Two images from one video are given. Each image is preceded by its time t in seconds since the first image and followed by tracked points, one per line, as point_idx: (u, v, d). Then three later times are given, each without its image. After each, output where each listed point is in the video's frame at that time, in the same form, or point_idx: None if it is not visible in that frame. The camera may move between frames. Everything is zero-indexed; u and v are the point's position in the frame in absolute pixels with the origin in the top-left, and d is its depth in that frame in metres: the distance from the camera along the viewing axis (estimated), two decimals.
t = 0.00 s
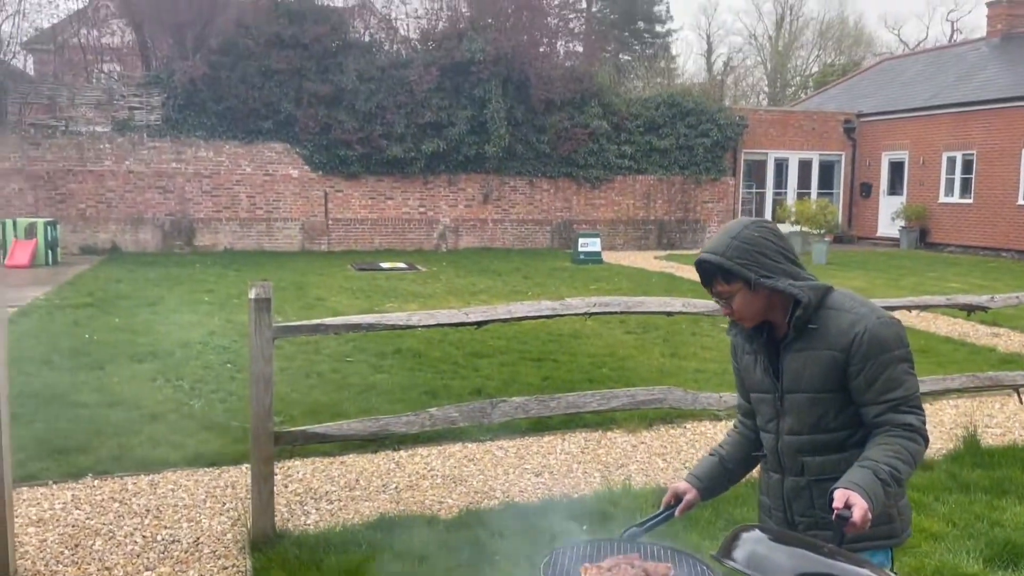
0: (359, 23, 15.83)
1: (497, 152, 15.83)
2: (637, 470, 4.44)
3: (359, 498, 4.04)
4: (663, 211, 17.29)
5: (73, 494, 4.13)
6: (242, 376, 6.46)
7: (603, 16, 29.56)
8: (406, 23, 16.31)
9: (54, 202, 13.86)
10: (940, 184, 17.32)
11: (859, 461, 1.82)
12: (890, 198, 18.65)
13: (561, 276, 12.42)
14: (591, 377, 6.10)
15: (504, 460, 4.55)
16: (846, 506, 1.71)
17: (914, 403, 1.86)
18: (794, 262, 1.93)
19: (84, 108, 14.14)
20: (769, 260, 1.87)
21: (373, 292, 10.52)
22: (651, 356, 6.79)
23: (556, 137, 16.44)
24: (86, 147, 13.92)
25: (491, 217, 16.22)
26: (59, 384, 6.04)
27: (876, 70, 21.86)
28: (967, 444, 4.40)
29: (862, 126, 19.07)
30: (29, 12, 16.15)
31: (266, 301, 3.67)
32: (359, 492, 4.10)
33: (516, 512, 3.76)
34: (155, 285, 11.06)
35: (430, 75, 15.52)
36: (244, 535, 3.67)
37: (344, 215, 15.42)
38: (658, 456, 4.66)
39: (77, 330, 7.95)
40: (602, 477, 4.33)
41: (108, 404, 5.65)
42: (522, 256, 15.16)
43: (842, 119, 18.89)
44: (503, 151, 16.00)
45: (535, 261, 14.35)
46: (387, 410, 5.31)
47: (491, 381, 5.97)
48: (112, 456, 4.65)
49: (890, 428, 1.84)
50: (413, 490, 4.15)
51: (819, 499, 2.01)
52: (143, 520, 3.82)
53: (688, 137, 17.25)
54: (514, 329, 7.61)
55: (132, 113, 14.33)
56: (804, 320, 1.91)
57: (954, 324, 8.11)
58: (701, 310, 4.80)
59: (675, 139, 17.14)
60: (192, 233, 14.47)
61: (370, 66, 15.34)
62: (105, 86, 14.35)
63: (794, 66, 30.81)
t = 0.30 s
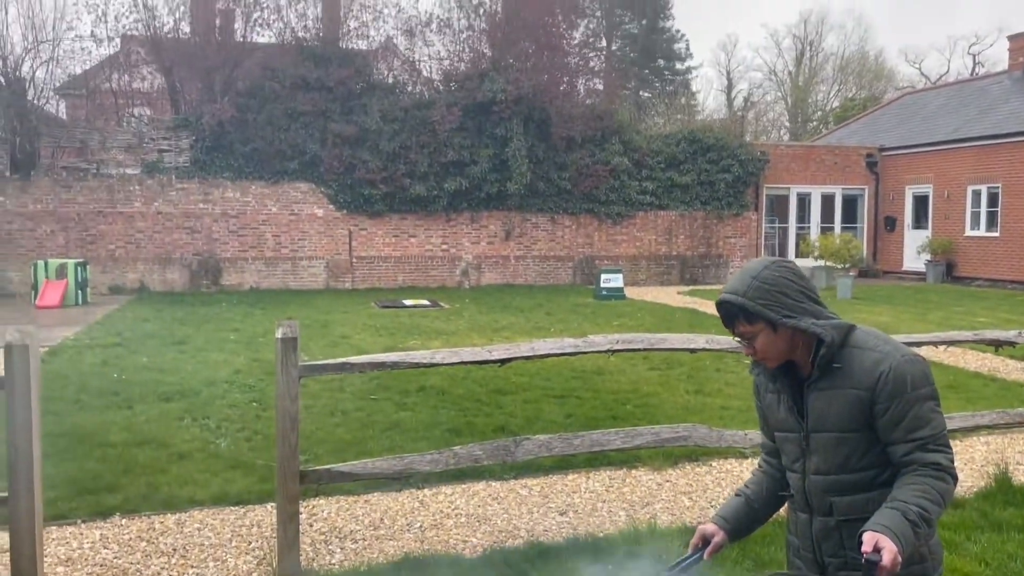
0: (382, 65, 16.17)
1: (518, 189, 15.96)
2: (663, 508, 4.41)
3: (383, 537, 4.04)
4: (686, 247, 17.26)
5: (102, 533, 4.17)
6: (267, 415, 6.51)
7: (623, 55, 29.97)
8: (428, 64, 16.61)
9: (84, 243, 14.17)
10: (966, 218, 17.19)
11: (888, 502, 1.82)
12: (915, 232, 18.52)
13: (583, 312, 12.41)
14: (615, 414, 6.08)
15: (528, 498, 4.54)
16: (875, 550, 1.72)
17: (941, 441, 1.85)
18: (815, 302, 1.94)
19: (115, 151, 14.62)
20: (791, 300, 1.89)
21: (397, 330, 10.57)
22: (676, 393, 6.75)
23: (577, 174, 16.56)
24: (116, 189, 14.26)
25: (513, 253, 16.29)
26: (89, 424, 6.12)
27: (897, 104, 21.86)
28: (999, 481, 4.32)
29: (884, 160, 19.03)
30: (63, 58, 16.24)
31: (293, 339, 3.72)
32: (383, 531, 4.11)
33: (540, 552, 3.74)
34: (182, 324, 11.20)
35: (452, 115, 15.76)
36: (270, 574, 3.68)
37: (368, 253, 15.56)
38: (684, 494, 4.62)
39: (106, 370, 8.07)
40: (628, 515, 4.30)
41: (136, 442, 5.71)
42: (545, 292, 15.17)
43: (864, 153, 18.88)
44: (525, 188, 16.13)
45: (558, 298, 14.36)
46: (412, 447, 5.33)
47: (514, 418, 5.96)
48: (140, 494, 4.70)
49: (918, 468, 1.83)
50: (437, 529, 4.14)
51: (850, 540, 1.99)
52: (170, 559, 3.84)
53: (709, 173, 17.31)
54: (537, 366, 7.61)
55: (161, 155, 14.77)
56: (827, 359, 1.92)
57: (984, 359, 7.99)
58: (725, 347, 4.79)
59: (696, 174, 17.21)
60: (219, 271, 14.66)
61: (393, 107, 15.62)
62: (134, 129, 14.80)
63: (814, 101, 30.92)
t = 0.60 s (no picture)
0: (411, 101, 16.38)
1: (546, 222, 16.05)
2: (697, 545, 4.36)
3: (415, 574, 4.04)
4: (715, 277, 17.17)
5: (137, 569, 4.22)
6: (299, 449, 6.56)
7: (649, 87, 30.19)
8: (456, 100, 16.91)
9: (121, 278, 14.48)
10: (1001, 247, 16.94)
11: (931, 542, 1.81)
12: (949, 261, 18.27)
13: (612, 344, 12.37)
14: (647, 449, 6.04)
15: (560, 535, 4.51)
16: None
17: (983, 481, 1.83)
18: (850, 340, 1.95)
19: (151, 189, 15.02)
20: (825, 338, 1.91)
21: (426, 362, 10.60)
22: (708, 427, 6.69)
23: (604, 206, 16.60)
24: (152, 225, 14.57)
25: (541, 285, 16.33)
26: (125, 459, 6.20)
27: (928, 133, 21.68)
28: None
29: (915, 190, 18.84)
30: (101, 100, 16.94)
31: (326, 376, 3.77)
32: (415, 568, 4.11)
33: None
34: (215, 358, 11.36)
35: (480, 149, 15.91)
36: None
37: (397, 286, 15.69)
38: (718, 531, 4.56)
39: (142, 405, 8.20)
40: (661, 552, 4.25)
41: (171, 477, 5.78)
42: (573, 324, 15.16)
43: (895, 182, 18.70)
44: (552, 221, 16.22)
45: (586, 329, 14.35)
46: (443, 481, 5.33)
47: (545, 453, 5.95)
48: (174, 530, 4.75)
49: (961, 507, 1.82)
50: (468, 565, 4.13)
51: None
52: None
53: (738, 203, 17.24)
54: (567, 399, 7.59)
55: (196, 193, 15.13)
56: (864, 397, 1.91)
57: None
58: (757, 381, 4.74)
59: (724, 206, 17.16)
60: (251, 306, 14.89)
61: (422, 143, 15.87)
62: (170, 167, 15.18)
63: (843, 130, 30.82)
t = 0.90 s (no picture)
0: (445, 133, 16.64)
1: (579, 251, 16.07)
2: None
3: None
4: (752, 305, 16.99)
5: None
6: (336, 481, 6.60)
7: (681, 116, 30.26)
8: (490, 132, 17.02)
9: (161, 310, 14.80)
10: None
11: None
12: (993, 288, 17.87)
13: (649, 374, 12.26)
14: (687, 481, 5.96)
15: (599, 570, 4.46)
16: None
17: None
18: (893, 374, 1.93)
19: (191, 223, 15.29)
20: (867, 372, 1.89)
21: (462, 393, 10.59)
22: (748, 459, 6.59)
23: (639, 235, 16.57)
24: (192, 258, 14.91)
25: (575, 314, 16.30)
26: (166, 490, 6.29)
27: (969, 157, 21.34)
28: None
29: (956, 216, 18.52)
30: (143, 135, 17.59)
31: (365, 409, 3.80)
32: None
33: None
34: (253, 389, 11.50)
35: (514, 180, 16.04)
36: None
37: (432, 316, 15.78)
38: (762, 567, 4.47)
39: (181, 436, 8.32)
40: None
41: (211, 509, 5.85)
42: (608, 353, 15.08)
43: (935, 209, 18.43)
44: (586, 250, 16.23)
45: (621, 359, 14.27)
46: (481, 514, 5.31)
47: (582, 485, 5.91)
48: (215, 561, 4.79)
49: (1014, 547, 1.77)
50: None
51: None
52: None
53: (774, 231, 17.14)
54: (605, 431, 7.53)
55: (234, 226, 15.39)
56: (909, 433, 1.88)
57: None
58: (799, 413, 4.67)
59: (759, 233, 17.07)
60: (287, 336, 15.07)
61: (455, 174, 16.05)
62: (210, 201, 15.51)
63: (880, 156, 30.50)
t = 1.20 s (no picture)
0: (483, 159, 16.90)
1: (618, 276, 16.03)
2: None
3: None
4: (795, 330, 16.73)
5: None
6: (377, 507, 6.62)
7: (720, 139, 30.03)
8: (528, 158, 17.22)
9: (206, 337, 15.08)
10: None
11: None
12: None
13: (691, 400, 12.11)
14: (733, 510, 5.87)
15: None
16: None
17: None
18: (944, 403, 1.89)
19: (234, 251, 15.60)
20: (915, 403, 1.86)
21: (502, 419, 10.56)
22: (795, 488, 6.48)
23: (678, 260, 16.47)
24: (236, 285, 15.20)
25: (615, 339, 16.20)
26: (211, 516, 6.37)
27: (1017, 178, 20.87)
28: None
29: (1006, 237, 18.10)
30: (189, 165, 18.22)
31: (408, 436, 3.82)
32: None
33: None
34: (295, 415, 11.61)
35: (552, 205, 16.13)
36: None
37: (471, 342, 15.82)
38: None
39: (225, 462, 8.44)
40: None
41: (254, 535, 5.91)
42: (649, 379, 14.93)
43: (983, 230, 18.02)
44: (625, 274, 16.17)
45: (662, 385, 14.12)
46: (523, 542, 5.29)
47: (625, 514, 5.85)
48: None
49: None
50: None
51: None
52: None
53: (817, 255, 16.91)
54: (647, 459, 7.45)
55: (276, 253, 15.61)
56: (962, 465, 1.84)
57: None
58: (848, 442, 4.59)
59: (802, 257, 16.86)
60: (328, 363, 15.24)
61: (494, 200, 16.15)
62: (253, 229, 15.75)
63: (925, 177, 29.94)
